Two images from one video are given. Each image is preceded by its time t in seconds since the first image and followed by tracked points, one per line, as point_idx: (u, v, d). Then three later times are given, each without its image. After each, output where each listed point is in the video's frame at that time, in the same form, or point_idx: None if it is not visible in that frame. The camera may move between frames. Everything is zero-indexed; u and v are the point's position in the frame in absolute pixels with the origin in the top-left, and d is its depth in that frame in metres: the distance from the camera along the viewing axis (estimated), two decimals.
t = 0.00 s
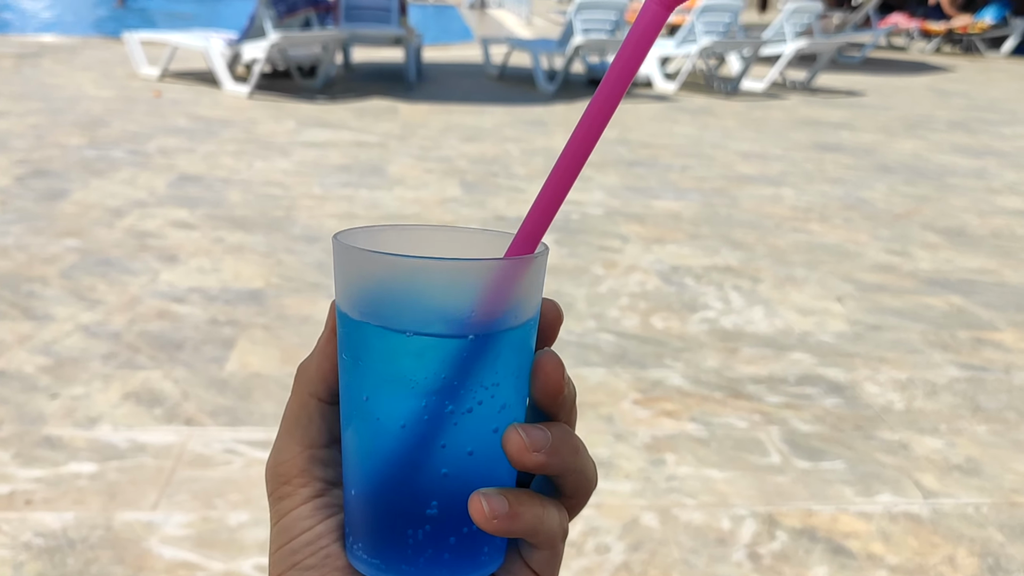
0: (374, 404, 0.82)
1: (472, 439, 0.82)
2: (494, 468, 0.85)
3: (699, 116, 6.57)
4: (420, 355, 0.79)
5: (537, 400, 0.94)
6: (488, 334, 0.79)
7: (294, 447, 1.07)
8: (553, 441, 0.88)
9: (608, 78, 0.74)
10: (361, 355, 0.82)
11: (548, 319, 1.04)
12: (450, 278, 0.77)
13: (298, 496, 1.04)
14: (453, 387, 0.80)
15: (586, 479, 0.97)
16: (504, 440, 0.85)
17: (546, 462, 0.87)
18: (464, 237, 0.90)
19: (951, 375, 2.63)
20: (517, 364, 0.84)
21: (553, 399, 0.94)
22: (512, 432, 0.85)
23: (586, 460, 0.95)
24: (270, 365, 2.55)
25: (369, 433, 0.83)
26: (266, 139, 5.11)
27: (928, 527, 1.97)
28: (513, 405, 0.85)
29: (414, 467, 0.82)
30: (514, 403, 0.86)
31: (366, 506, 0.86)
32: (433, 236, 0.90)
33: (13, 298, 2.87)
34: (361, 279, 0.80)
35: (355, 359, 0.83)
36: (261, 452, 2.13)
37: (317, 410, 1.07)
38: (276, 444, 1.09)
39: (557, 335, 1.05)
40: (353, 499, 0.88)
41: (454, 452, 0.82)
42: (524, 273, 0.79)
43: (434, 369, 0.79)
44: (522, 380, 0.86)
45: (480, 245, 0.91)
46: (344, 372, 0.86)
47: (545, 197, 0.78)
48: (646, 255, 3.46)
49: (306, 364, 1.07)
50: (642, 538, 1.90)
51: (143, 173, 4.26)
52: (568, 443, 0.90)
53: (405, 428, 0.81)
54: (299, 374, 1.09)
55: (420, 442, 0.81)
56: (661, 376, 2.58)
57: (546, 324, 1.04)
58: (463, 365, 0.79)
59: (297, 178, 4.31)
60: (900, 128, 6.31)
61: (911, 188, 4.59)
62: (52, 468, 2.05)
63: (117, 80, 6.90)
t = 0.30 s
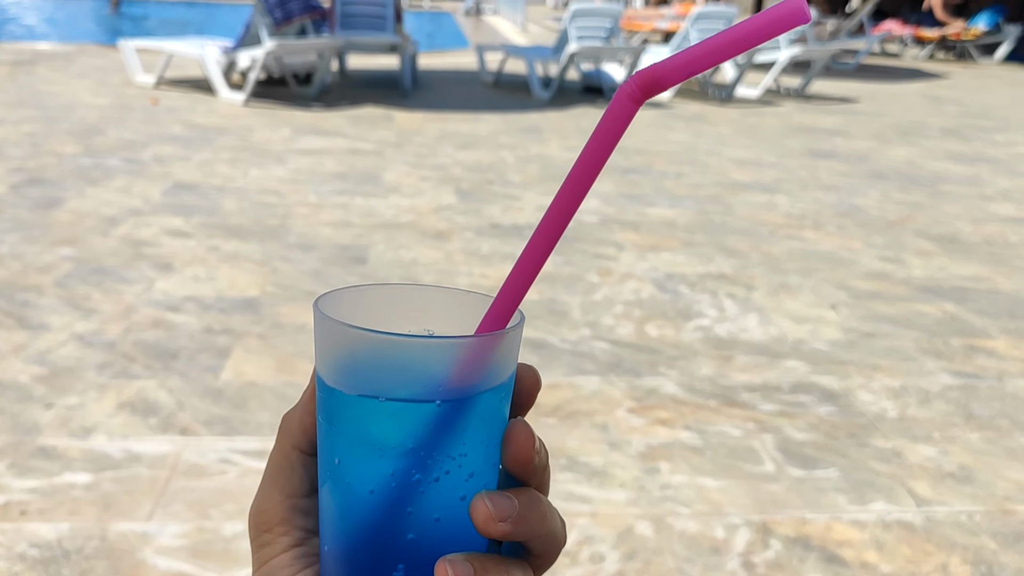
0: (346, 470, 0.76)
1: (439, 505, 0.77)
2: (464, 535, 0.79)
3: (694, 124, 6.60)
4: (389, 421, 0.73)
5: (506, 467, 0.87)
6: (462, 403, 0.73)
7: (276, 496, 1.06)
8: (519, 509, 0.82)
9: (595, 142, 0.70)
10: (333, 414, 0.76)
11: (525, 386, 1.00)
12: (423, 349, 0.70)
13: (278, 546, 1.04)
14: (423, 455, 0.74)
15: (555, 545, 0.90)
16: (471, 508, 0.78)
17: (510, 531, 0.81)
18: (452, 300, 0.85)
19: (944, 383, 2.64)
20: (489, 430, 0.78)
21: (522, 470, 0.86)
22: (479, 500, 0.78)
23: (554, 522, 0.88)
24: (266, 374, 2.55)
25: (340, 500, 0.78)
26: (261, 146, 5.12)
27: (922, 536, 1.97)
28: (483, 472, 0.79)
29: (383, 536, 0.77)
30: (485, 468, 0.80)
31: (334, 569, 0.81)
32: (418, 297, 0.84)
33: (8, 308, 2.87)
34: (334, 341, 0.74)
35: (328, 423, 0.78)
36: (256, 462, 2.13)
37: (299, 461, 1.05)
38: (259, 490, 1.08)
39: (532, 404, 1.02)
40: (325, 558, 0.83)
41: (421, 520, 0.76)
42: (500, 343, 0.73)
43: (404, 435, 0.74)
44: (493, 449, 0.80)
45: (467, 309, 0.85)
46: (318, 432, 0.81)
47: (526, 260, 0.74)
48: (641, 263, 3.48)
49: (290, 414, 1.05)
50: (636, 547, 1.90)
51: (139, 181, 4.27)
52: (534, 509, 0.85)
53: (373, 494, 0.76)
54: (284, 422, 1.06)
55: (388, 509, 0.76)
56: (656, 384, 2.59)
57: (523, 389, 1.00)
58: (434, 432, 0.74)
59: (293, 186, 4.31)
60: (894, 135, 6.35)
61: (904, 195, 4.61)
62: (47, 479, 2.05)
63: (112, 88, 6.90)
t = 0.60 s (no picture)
0: (310, 515, 0.73)
1: (404, 549, 0.74)
2: None
3: (688, 132, 6.62)
4: (352, 469, 0.70)
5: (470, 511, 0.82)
6: (427, 452, 0.70)
7: (249, 538, 0.98)
8: (484, 553, 0.78)
9: (561, 184, 0.67)
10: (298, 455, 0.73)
11: (494, 431, 0.97)
12: (384, 401, 0.67)
13: None
14: (387, 501, 0.71)
15: None
16: (436, 552, 0.75)
17: None
18: (420, 342, 0.80)
19: (938, 392, 2.65)
20: (455, 473, 0.75)
21: (487, 516, 0.80)
22: (443, 544, 0.75)
23: (522, 564, 0.83)
24: (259, 385, 2.54)
25: (305, 543, 0.75)
26: (256, 156, 5.11)
27: (916, 545, 1.97)
28: (449, 515, 0.76)
29: None
30: (453, 512, 0.77)
31: None
32: (389, 340, 0.80)
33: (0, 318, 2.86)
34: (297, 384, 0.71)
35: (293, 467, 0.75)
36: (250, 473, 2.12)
37: (274, 502, 0.99)
38: (230, 536, 1.00)
39: (501, 450, 0.99)
40: None
41: (384, 564, 0.73)
42: (466, 390, 0.70)
43: (368, 481, 0.70)
44: (459, 493, 0.77)
45: (436, 352, 0.80)
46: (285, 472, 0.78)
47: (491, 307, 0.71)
48: (635, 272, 3.48)
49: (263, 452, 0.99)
50: (631, 558, 1.90)
51: (132, 191, 4.26)
52: (502, 550, 0.81)
53: (338, 538, 0.73)
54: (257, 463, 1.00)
55: (352, 553, 0.73)
56: (650, 394, 2.58)
57: (492, 435, 0.97)
58: (401, 478, 0.71)
59: (287, 195, 4.31)
60: (887, 144, 6.37)
61: (897, 204, 4.62)
62: (39, 491, 2.04)
63: (106, 97, 6.89)
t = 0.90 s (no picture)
0: (311, 491, 0.73)
1: (407, 522, 0.74)
2: (431, 550, 0.76)
3: (687, 137, 6.63)
4: (354, 442, 0.70)
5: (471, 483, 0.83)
6: (430, 423, 0.70)
7: (245, 517, 1.02)
8: (487, 523, 0.79)
9: (557, 154, 0.67)
10: (296, 430, 0.73)
11: (492, 405, 0.97)
12: (386, 373, 0.67)
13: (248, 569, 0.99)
14: (388, 474, 0.71)
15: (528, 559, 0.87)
16: (439, 525, 0.75)
17: (479, 546, 0.78)
18: (416, 319, 0.81)
19: (938, 395, 2.65)
20: (456, 445, 0.75)
21: (490, 486, 0.82)
22: (447, 515, 0.75)
23: (523, 535, 0.85)
24: (259, 389, 2.54)
25: (306, 520, 0.75)
26: (255, 160, 5.11)
27: (917, 549, 1.97)
28: (450, 488, 0.76)
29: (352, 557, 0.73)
30: (454, 487, 0.77)
31: None
32: (384, 318, 0.80)
33: None
34: (295, 357, 0.70)
35: (293, 444, 0.74)
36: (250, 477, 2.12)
37: (269, 483, 1.02)
38: (227, 514, 1.04)
39: (499, 424, 0.99)
40: None
41: (387, 538, 0.73)
42: (466, 361, 0.70)
43: (369, 454, 0.70)
44: (459, 466, 0.77)
45: (431, 330, 0.81)
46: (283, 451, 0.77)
47: (489, 279, 0.71)
48: (635, 276, 3.48)
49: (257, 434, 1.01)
50: (632, 562, 1.90)
51: (131, 195, 4.25)
52: (504, 521, 0.81)
53: (339, 513, 0.72)
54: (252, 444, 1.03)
55: (354, 529, 0.72)
56: (650, 398, 2.58)
57: (489, 409, 0.97)
58: (403, 451, 0.70)
59: (286, 200, 4.31)
60: (886, 148, 6.38)
61: (896, 208, 4.63)
62: (39, 496, 2.04)
63: (105, 103, 6.89)
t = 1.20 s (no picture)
0: (326, 433, 0.75)
1: (423, 463, 0.76)
2: (447, 492, 0.78)
3: (688, 137, 6.64)
4: (370, 380, 0.72)
5: (486, 424, 0.88)
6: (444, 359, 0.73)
7: (248, 471, 1.02)
8: (503, 462, 0.83)
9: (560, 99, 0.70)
10: (307, 378, 0.75)
11: (499, 346, 0.99)
12: (401, 309, 0.70)
13: (254, 521, 1.00)
14: (405, 412, 0.73)
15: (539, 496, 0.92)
16: (457, 464, 0.78)
17: (496, 485, 0.82)
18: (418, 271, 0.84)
19: (941, 395, 2.65)
20: (470, 387, 0.78)
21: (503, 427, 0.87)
22: (464, 455, 0.79)
23: (533, 477, 0.90)
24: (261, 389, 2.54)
25: (317, 467, 0.77)
26: (256, 162, 5.12)
27: (920, 548, 1.97)
28: (466, 428, 0.79)
29: (367, 502, 0.75)
30: (469, 429, 0.80)
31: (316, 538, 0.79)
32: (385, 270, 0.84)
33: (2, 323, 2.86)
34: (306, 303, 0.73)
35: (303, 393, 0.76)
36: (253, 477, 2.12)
37: (274, 434, 1.02)
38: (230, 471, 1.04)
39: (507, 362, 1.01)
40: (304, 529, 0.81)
41: (405, 479, 0.75)
42: (476, 300, 0.74)
43: (384, 393, 0.73)
44: (474, 406, 0.80)
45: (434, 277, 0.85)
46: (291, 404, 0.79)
47: (495, 224, 0.73)
48: (637, 276, 3.48)
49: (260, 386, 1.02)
50: (634, 561, 1.90)
51: (133, 196, 4.26)
52: (515, 465, 0.86)
53: (356, 456, 0.74)
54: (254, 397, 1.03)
55: (371, 472, 0.75)
56: (653, 398, 2.58)
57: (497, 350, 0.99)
58: (419, 389, 0.73)
59: (288, 200, 4.31)
60: (887, 148, 6.38)
61: (898, 208, 4.63)
62: (42, 496, 2.04)
63: (107, 104, 6.90)
